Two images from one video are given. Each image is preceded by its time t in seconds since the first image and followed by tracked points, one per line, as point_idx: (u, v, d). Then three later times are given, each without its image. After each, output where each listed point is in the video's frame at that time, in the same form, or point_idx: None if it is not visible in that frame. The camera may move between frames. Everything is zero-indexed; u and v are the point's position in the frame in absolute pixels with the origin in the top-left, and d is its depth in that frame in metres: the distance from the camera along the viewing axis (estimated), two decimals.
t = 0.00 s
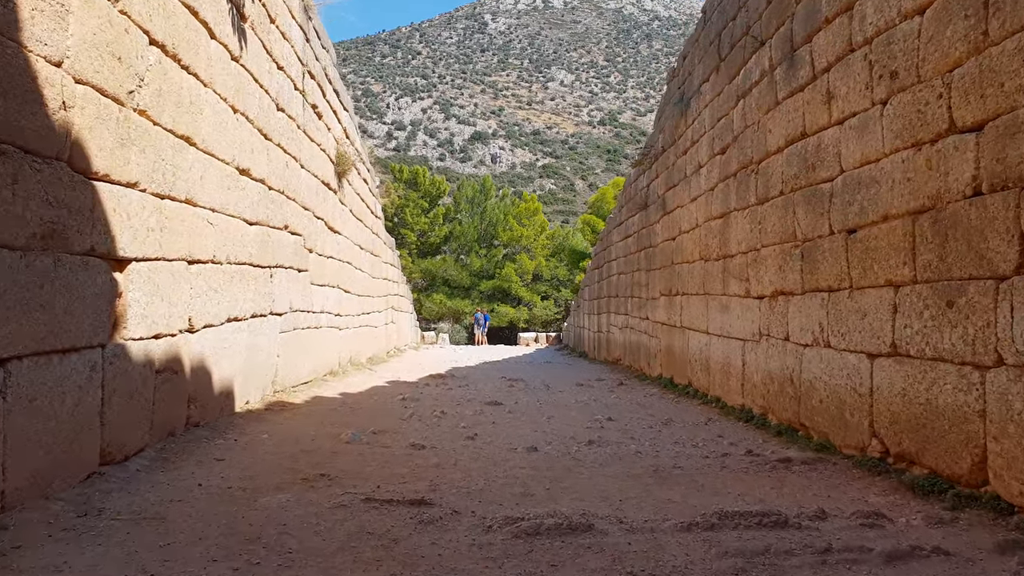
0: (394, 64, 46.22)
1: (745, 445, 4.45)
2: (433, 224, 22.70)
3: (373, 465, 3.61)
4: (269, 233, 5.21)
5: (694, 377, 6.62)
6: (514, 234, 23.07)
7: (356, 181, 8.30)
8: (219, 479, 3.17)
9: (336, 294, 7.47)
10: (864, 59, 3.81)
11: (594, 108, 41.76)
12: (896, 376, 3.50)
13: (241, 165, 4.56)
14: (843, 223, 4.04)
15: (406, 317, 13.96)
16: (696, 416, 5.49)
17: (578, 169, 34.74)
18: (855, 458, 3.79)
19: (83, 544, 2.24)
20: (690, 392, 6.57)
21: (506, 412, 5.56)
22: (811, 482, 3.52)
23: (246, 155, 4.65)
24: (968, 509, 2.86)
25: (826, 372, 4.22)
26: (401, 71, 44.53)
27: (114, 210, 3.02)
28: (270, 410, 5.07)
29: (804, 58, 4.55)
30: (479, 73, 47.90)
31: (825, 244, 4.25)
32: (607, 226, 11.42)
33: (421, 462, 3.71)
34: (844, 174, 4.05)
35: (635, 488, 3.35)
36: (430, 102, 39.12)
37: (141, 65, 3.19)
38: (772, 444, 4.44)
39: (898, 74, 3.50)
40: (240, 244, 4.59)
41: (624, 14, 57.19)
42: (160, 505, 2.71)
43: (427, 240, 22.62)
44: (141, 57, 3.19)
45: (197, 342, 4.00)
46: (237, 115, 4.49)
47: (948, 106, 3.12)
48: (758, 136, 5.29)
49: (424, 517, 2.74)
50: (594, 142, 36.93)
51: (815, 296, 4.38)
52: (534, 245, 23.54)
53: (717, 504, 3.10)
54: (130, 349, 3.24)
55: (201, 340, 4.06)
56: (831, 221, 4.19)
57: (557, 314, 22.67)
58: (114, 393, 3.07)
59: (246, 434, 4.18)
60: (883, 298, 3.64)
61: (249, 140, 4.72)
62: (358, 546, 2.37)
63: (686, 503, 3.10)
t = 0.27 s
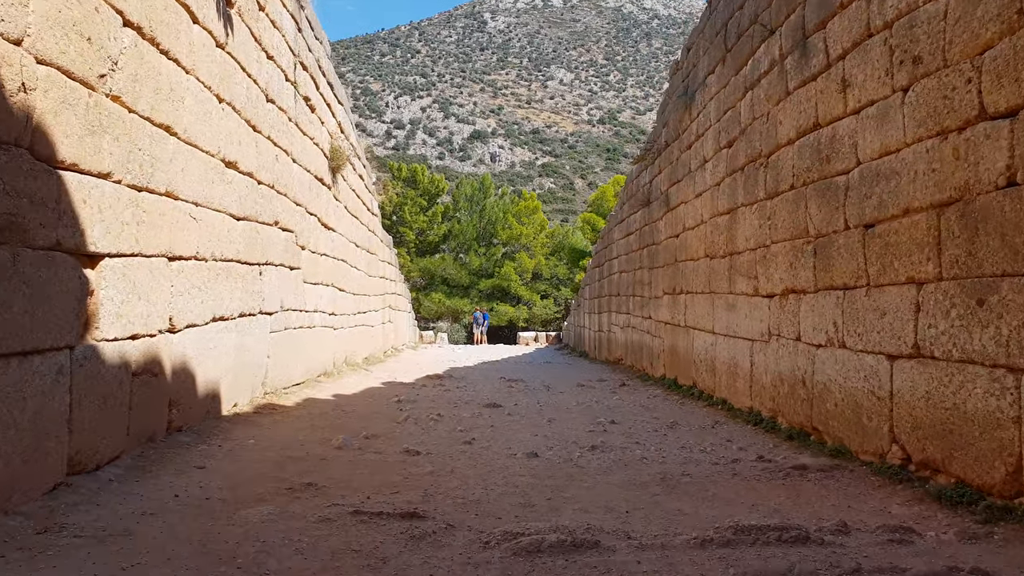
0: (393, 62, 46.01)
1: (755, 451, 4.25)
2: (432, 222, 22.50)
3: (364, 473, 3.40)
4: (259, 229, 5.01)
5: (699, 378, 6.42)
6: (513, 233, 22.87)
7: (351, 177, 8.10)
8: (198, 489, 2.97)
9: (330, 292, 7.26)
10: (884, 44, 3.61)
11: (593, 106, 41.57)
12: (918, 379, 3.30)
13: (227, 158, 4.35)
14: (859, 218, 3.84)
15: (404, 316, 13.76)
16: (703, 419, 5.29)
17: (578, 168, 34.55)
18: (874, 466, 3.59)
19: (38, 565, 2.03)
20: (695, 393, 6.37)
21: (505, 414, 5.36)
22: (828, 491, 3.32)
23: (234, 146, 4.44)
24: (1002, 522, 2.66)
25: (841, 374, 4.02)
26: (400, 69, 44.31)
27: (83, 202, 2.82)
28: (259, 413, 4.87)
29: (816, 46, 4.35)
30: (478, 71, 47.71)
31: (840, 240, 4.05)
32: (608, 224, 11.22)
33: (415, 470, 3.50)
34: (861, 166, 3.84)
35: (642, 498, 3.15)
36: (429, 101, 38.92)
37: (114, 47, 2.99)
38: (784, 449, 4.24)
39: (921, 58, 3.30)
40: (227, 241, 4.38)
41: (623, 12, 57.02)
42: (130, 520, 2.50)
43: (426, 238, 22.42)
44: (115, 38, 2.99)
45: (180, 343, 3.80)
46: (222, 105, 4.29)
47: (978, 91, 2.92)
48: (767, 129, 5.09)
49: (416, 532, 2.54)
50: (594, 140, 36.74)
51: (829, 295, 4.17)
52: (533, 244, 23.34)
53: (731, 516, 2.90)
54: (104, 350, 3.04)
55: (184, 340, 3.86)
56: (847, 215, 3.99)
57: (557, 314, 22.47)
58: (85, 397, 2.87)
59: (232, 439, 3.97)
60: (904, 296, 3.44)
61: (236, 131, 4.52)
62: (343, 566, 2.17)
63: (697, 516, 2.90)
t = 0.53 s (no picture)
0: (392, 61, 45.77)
1: (766, 458, 4.03)
2: (430, 221, 22.27)
3: (352, 484, 3.19)
4: (245, 224, 4.79)
5: (704, 379, 6.21)
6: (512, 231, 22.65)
7: (345, 173, 7.88)
8: (170, 503, 2.75)
9: (323, 291, 7.05)
10: (906, 26, 3.39)
11: (593, 105, 41.37)
12: (944, 384, 3.09)
13: (210, 149, 4.13)
14: (878, 211, 3.63)
15: (401, 316, 13.54)
16: (709, 423, 5.07)
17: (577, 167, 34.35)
18: (894, 475, 3.38)
19: None
20: (700, 395, 6.16)
21: (503, 418, 5.14)
22: (848, 503, 3.11)
23: (218, 137, 4.23)
24: None
25: (858, 377, 3.80)
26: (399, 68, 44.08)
27: (44, 191, 2.59)
28: (245, 418, 4.65)
29: (830, 31, 4.13)
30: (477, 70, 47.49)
31: (856, 235, 3.84)
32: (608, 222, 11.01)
33: (406, 480, 3.29)
34: (879, 157, 3.63)
35: (649, 512, 2.93)
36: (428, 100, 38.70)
37: (80, 25, 2.77)
38: (796, 456, 4.02)
39: (947, 40, 3.08)
40: (209, 236, 4.17)
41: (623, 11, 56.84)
42: (91, 541, 2.28)
43: (424, 237, 22.20)
44: (81, 15, 2.77)
45: (157, 344, 3.58)
46: (205, 93, 4.07)
47: (1013, 73, 2.71)
48: (776, 119, 4.88)
49: (404, 553, 2.32)
50: (593, 139, 36.53)
51: (844, 293, 3.96)
52: (533, 242, 23.13)
53: (746, 534, 2.67)
54: (72, 353, 2.82)
55: (163, 342, 3.65)
56: (863, 209, 3.77)
57: (557, 313, 22.27)
58: (50, 403, 2.65)
59: (213, 446, 3.76)
60: (927, 295, 3.23)
61: (221, 121, 4.30)
62: None
63: (711, 533, 2.68)
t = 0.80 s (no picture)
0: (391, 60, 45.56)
1: (779, 465, 3.83)
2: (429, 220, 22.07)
3: (341, 495, 2.99)
4: (233, 220, 4.59)
5: (710, 381, 6.01)
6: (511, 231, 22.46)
7: (340, 169, 7.67)
8: (143, 517, 2.55)
9: (317, 290, 6.85)
10: (931, 8, 3.19)
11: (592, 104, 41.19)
12: (975, 389, 2.89)
13: (195, 140, 3.93)
14: (899, 206, 3.43)
15: (399, 316, 13.33)
16: (717, 428, 4.87)
17: (577, 166, 34.17)
18: (919, 485, 3.18)
19: None
20: (706, 398, 5.96)
21: (503, 422, 4.94)
22: (871, 516, 2.91)
23: (203, 128, 4.03)
24: None
25: (877, 380, 3.60)
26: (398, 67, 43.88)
27: (5, 181, 2.39)
28: (234, 421, 4.45)
29: (846, 17, 3.93)
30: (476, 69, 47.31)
31: (875, 231, 3.64)
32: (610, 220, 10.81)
33: (399, 490, 3.09)
34: (900, 148, 3.43)
35: (659, 526, 2.73)
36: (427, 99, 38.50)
37: (47, 2, 2.57)
38: (811, 464, 3.82)
39: (978, 22, 2.89)
40: (194, 232, 3.97)
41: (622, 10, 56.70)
42: (50, 562, 2.07)
43: (423, 236, 21.99)
44: None
45: (136, 345, 3.38)
46: (190, 82, 3.87)
47: None
48: (788, 111, 4.68)
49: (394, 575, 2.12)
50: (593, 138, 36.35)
51: (862, 292, 3.76)
52: (532, 242, 22.93)
53: (765, 550, 2.48)
54: (39, 355, 2.62)
55: (143, 343, 3.44)
56: (883, 204, 3.58)
57: (556, 313, 22.08)
58: (12, 410, 2.44)
59: (197, 453, 3.55)
60: (955, 293, 3.03)
61: (207, 111, 4.10)
62: None
63: (727, 549, 2.48)
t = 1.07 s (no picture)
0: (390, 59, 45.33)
1: (796, 473, 3.62)
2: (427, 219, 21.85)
3: (331, 508, 2.77)
4: (221, 214, 4.37)
5: (717, 383, 5.80)
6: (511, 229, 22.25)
7: (335, 165, 7.46)
8: (112, 535, 2.33)
9: (311, 289, 6.63)
10: None
11: (592, 104, 41.00)
12: (1014, 393, 2.68)
13: (178, 130, 3.72)
14: (925, 198, 3.22)
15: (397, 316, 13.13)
16: (727, 432, 4.66)
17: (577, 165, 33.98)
18: (950, 496, 2.97)
19: None
20: (713, 401, 5.75)
21: (503, 426, 4.73)
22: (902, 531, 2.69)
23: (187, 117, 3.82)
24: None
25: (900, 384, 3.39)
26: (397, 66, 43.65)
27: None
28: (220, 427, 4.23)
29: None
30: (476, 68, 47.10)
31: (898, 225, 3.43)
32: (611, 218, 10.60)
33: (393, 503, 2.88)
34: (926, 136, 3.22)
35: (674, 543, 2.52)
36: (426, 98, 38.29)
37: None
38: (829, 472, 3.61)
39: None
40: (177, 227, 3.75)
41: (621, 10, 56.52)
42: None
43: (422, 235, 21.77)
44: None
45: (112, 347, 3.16)
46: (172, 68, 3.66)
47: None
48: (802, 101, 4.46)
49: None
50: (593, 137, 36.15)
51: (884, 290, 3.55)
52: (532, 241, 22.73)
53: (793, 571, 2.26)
54: None
55: (120, 345, 3.23)
56: (907, 196, 3.37)
57: (556, 313, 21.87)
58: None
59: (178, 462, 3.34)
60: (990, 291, 2.82)
61: (191, 100, 3.88)
62: None
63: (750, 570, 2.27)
